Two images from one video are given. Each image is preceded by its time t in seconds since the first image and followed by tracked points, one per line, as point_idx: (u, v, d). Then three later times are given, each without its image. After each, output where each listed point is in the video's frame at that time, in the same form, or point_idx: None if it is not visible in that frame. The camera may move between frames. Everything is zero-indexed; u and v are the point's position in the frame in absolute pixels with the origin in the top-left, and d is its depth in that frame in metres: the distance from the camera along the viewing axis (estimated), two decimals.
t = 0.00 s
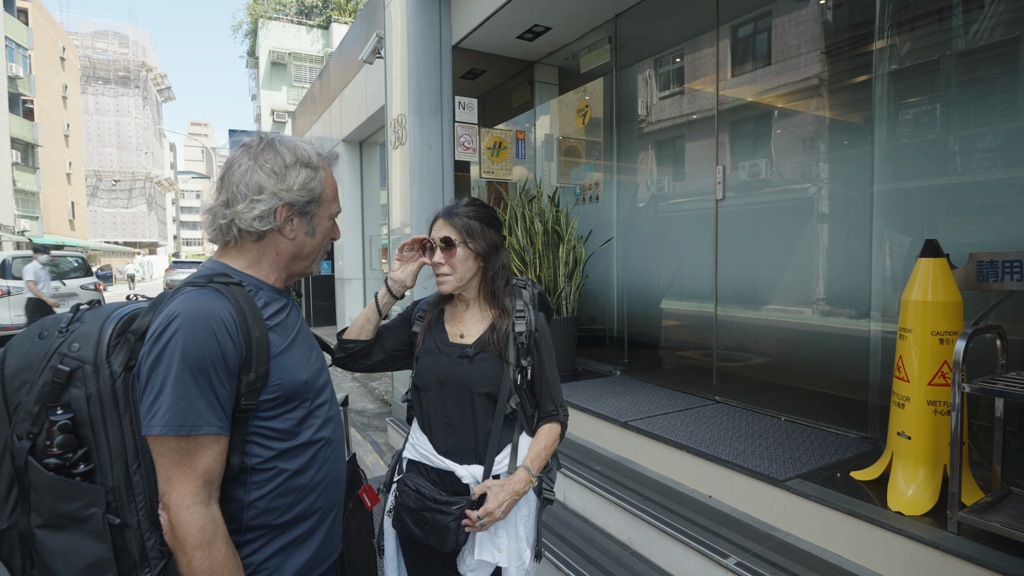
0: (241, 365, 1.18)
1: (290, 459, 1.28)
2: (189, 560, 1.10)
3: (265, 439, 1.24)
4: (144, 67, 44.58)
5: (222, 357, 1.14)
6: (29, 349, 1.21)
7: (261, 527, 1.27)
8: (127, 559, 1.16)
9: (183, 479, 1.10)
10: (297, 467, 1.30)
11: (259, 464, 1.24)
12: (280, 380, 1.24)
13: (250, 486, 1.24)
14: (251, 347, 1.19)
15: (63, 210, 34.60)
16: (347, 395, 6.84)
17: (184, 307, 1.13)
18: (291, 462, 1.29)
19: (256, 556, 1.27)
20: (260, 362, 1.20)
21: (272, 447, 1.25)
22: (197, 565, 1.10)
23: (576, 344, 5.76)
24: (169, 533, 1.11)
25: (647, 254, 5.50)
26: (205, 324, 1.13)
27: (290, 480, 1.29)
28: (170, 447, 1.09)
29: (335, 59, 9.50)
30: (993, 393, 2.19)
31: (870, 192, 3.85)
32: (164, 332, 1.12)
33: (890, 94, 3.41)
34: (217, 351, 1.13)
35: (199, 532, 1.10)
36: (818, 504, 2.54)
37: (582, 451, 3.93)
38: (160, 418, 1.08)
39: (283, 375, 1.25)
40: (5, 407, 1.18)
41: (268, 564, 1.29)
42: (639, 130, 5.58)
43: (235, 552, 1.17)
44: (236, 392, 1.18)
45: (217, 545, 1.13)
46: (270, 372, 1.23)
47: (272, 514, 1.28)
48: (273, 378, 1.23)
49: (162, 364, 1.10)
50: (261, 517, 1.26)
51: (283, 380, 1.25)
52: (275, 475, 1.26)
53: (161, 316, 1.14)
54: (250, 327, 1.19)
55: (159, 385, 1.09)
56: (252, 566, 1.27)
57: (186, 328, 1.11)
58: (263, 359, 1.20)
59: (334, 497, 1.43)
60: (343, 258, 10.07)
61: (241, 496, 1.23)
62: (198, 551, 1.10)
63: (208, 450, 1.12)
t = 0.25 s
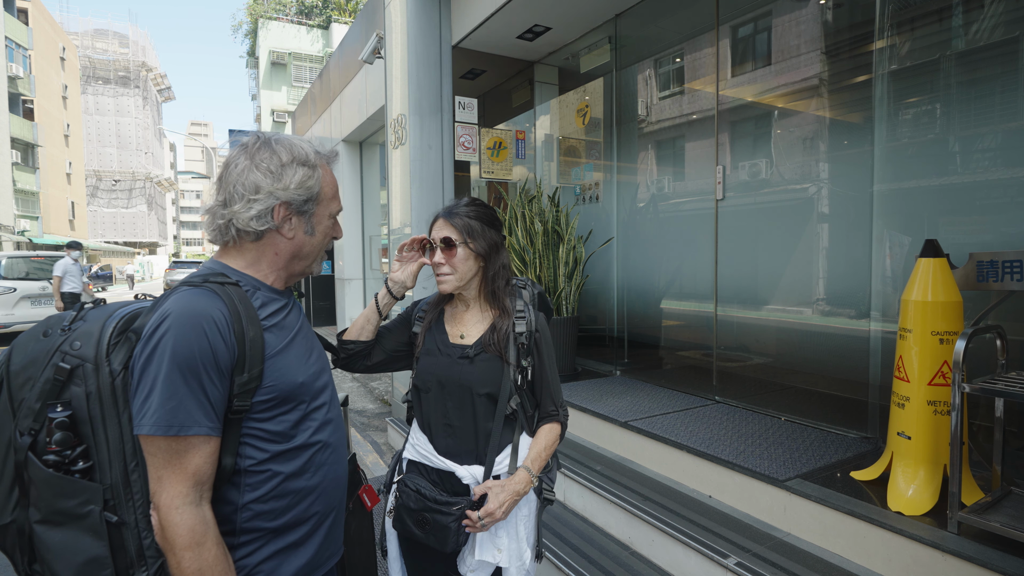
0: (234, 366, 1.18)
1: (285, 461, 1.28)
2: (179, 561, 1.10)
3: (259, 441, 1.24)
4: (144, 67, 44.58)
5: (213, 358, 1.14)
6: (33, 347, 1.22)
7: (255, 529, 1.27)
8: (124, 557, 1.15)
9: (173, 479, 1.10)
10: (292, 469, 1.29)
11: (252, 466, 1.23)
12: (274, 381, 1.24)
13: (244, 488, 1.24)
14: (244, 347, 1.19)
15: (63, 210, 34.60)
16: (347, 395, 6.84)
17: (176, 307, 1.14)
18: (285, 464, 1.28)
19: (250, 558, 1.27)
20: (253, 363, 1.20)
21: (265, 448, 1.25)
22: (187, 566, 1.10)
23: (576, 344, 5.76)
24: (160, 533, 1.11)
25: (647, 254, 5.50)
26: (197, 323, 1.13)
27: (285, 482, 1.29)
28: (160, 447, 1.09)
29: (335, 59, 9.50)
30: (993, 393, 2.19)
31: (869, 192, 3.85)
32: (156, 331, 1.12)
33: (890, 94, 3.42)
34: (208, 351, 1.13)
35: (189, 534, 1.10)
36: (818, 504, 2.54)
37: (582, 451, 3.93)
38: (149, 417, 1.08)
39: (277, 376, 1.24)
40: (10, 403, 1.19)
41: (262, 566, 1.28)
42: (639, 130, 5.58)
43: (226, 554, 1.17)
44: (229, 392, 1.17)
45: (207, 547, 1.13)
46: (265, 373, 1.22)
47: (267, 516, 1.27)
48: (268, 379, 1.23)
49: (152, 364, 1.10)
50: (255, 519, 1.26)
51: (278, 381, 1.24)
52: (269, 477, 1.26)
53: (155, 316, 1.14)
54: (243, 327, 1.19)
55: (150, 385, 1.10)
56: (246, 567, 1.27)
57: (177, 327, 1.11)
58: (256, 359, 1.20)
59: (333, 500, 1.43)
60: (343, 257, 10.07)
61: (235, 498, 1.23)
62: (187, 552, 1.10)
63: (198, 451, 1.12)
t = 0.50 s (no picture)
0: (233, 365, 1.18)
1: (286, 460, 1.28)
2: (174, 562, 1.10)
3: (259, 440, 1.23)
4: (144, 67, 44.59)
5: (212, 357, 1.14)
6: (36, 345, 1.22)
7: (256, 528, 1.26)
8: (126, 555, 1.14)
9: (171, 479, 1.10)
10: (293, 468, 1.29)
11: (253, 465, 1.23)
12: (275, 380, 1.24)
13: (244, 487, 1.23)
14: (244, 346, 1.18)
15: (63, 210, 34.60)
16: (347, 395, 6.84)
17: (175, 306, 1.14)
18: (286, 463, 1.28)
19: (249, 558, 1.27)
20: (253, 362, 1.19)
21: (266, 447, 1.24)
22: (181, 568, 1.11)
23: (576, 344, 5.76)
24: (157, 533, 1.11)
25: (647, 254, 5.50)
26: (195, 322, 1.13)
27: (286, 481, 1.28)
28: (158, 447, 1.09)
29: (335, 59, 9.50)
30: (993, 393, 2.19)
31: (869, 192, 3.85)
32: (154, 331, 1.12)
33: (890, 94, 3.42)
34: (206, 350, 1.13)
35: (185, 534, 1.10)
36: (818, 504, 2.54)
37: (582, 451, 3.93)
38: (148, 417, 1.08)
39: (278, 375, 1.24)
40: (14, 401, 1.19)
41: (263, 566, 1.28)
42: (639, 130, 5.58)
43: (221, 555, 1.16)
44: (229, 391, 1.17)
45: (202, 549, 1.13)
46: (265, 372, 1.22)
47: (267, 516, 1.27)
48: (268, 378, 1.23)
49: (151, 363, 1.10)
50: (256, 519, 1.26)
51: (279, 380, 1.24)
52: (270, 476, 1.26)
53: (154, 316, 1.15)
54: (242, 326, 1.19)
55: (148, 384, 1.09)
56: (247, 567, 1.27)
57: (175, 326, 1.11)
58: (255, 359, 1.20)
59: (335, 499, 1.42)
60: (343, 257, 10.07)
61: (236, 497, 1.23)
62: (182, 554, 1.10)
63: (196, 451, 1.12)
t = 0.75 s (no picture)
0: (237, 365, 1.18)
1: (291, 460, 1.28)
2: (178, 563, 1.11)
3: (265, 440, 1.23)
4: (144, 67, 44.58)
5: (216, 357, 1.14)
6: (33, 350, 1.22)
7: (262, 528, 1.27)
8: (131, 559, 1.15)
9: (175, 480, 1.10)
10: (299, 467, 1.29)
11: (259, 465, 1.23)
12: (280, 379, 1.24)
13: (250, 487, 1.24)
14: (248, 346, 1.19)
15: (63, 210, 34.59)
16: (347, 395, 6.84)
17: (178, 307, 1.14)
18: (292, 462, 1.28)
19: (255, 558, 1.27)
20: (257, 361, 1.19)
21: (271, 447, 1.25)
22: (186, 569, 1.11)
23: (576, 344, 5.76)
24: (162, 535, 1.12)
25: (647, 254, 5.50)
26: (199, 323, 1.13)
27: (291, 481, 1.29)
28: (164, 448, 1.09)
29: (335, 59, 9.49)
30: (993, 393, 2.19)
31: (869, 192, 3.85)
32: (158, 332, 1.12)
33: (890, 94, 3.42)
34: (211, 350, 1.13)
35: (189, 536, 1.10)
36: (818, 504, 2.54)
37: (582, 451, 3.93)
38: (153, 418, 1.08)
39: (282, 374, 1.24)
40: (11, 406, 1.19)
41: (270, 565, 1.29)
42: (639, 130, 5.58)
43: (224, 556, 1.17)
44: (234, 392, 1.17)
45: (206, 550, 1.13)
46: (269, 371, 1.22)
47: (272, 515, 1.27)
48: (273, 377, 1.23)
49: (155, 364, 1.10)
50: (262, 519, 1.26)
51: (283, 379, 1.24)
52: (275, 476, 1.26)
53: (157, 317, 1.15)
54: (246, 326, 1.19)
55: (153, 385, 1.10)
56: (255, 567, 1.27)
57: (179, 327, 1.11)
58: (260, 358, 1.20)
59: (339, 498, 1.43)
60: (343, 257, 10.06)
61: (243, 497, 1.23)
62: (186, 555, 1.10)
63: (201, 453, 1.12)
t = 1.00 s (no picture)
0: (237, 364, 1.17)
1: (289, 461, 1.28)
2: (177, 563, 1.10)
3: (263, 441, 1.23)
4: (144, 67, 44.59)
5: (216, 357, 1.14)
6: (34, 349, 1.22)
7: (259, 530, 1.26)
8: (127, 560, 1.15)
9: (174, 479, 1.10)
10: (297, 468, 1.29)
11: (257, 466, 1.23)
12: (279, 380, 1.23)
13: (248, 488, 1.23)
14: (248, 346, 1.18)
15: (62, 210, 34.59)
16: (347, 395, 6.84)
17: (179, 305, 1.14)
18: (290, 463, 1.28)
19: (252, 560, 1.27)
20: (257, 361, 1.19)
21: (270, 448, 1.24)
22: (184, 568, 1.10)
23: (576, 344, 5.76)
24: (159, 534, 1.11)
25: (647, 254, 5.50)
26: (199, 322, 1.13)
27: (289, 482, 1.28)
28: (162, 447, 1.09)
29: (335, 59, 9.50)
30: (993, 393, 2.19)
31: (869, 192, 3.85)
32: (158, 330, 1.12)
33: (890, 94, 3.42)
34: (211, 350, 1.13)
35: (188, 535, 1.10)
36: (818, 504, 2.54)
37: (582, 451, 3.93)
38: (152, 417, 1.08)
39: (282, 374, 1.24)
40: (10, 405, 1.19)
41: (267, 567, 1.28)
42: (639, 130, 5.58)
43: (223, 556, 1.17)
44: (233, 392, 1.17)
45: (205, 549, 1.13)
46: (269, 372, 1.22)
47: (270, 517, 1.27)
48: (272, 378, 1.22)
49: (155, 363, 1.10)
50: (259, 520, 1.26)
51: (283, 380, 1.24)
52: (274, 477, 1.26)
53: (157, 316, 1.15)
54: (246, 326, 1.19)
55: (153, 383, 1.09)
56: (251, 569, 1.27)
57: (179, 326, 1.11)
58: (259, 358, 1.20)
59: (337, 500, 1.43)
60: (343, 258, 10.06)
61: (240, 497, 1.23)
62: (185, 554, 1.10)
63: (200, 452, 1.12)
